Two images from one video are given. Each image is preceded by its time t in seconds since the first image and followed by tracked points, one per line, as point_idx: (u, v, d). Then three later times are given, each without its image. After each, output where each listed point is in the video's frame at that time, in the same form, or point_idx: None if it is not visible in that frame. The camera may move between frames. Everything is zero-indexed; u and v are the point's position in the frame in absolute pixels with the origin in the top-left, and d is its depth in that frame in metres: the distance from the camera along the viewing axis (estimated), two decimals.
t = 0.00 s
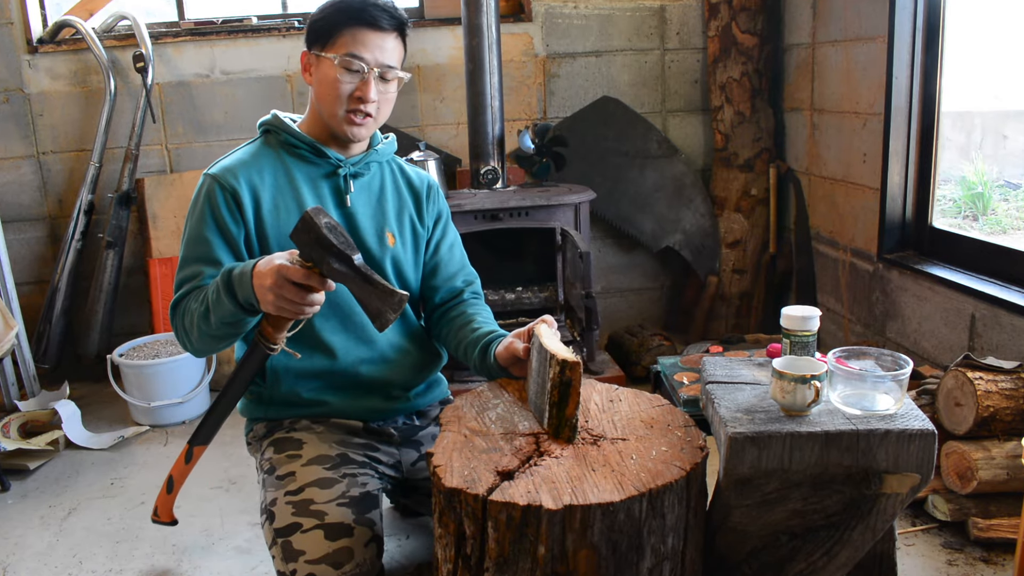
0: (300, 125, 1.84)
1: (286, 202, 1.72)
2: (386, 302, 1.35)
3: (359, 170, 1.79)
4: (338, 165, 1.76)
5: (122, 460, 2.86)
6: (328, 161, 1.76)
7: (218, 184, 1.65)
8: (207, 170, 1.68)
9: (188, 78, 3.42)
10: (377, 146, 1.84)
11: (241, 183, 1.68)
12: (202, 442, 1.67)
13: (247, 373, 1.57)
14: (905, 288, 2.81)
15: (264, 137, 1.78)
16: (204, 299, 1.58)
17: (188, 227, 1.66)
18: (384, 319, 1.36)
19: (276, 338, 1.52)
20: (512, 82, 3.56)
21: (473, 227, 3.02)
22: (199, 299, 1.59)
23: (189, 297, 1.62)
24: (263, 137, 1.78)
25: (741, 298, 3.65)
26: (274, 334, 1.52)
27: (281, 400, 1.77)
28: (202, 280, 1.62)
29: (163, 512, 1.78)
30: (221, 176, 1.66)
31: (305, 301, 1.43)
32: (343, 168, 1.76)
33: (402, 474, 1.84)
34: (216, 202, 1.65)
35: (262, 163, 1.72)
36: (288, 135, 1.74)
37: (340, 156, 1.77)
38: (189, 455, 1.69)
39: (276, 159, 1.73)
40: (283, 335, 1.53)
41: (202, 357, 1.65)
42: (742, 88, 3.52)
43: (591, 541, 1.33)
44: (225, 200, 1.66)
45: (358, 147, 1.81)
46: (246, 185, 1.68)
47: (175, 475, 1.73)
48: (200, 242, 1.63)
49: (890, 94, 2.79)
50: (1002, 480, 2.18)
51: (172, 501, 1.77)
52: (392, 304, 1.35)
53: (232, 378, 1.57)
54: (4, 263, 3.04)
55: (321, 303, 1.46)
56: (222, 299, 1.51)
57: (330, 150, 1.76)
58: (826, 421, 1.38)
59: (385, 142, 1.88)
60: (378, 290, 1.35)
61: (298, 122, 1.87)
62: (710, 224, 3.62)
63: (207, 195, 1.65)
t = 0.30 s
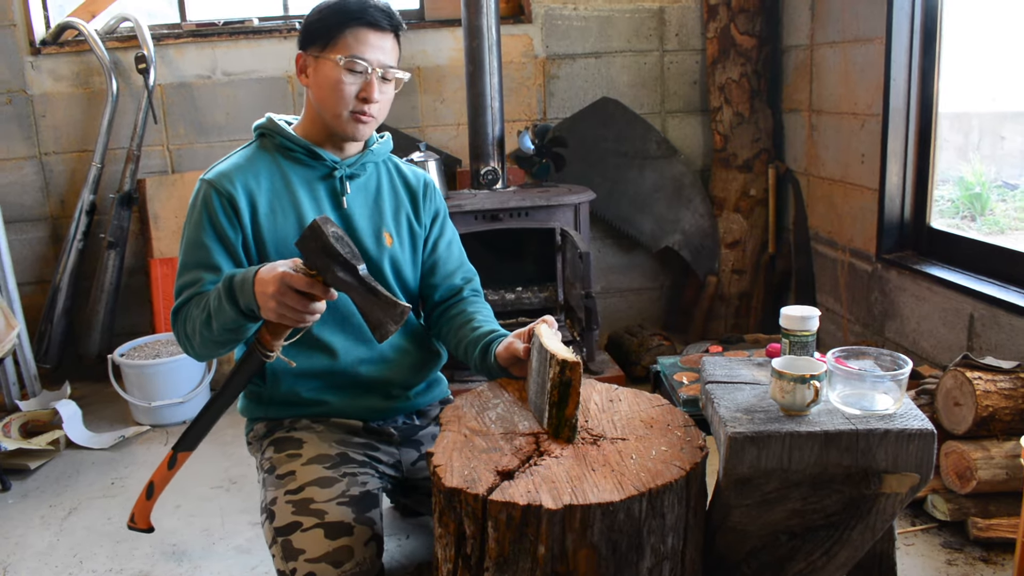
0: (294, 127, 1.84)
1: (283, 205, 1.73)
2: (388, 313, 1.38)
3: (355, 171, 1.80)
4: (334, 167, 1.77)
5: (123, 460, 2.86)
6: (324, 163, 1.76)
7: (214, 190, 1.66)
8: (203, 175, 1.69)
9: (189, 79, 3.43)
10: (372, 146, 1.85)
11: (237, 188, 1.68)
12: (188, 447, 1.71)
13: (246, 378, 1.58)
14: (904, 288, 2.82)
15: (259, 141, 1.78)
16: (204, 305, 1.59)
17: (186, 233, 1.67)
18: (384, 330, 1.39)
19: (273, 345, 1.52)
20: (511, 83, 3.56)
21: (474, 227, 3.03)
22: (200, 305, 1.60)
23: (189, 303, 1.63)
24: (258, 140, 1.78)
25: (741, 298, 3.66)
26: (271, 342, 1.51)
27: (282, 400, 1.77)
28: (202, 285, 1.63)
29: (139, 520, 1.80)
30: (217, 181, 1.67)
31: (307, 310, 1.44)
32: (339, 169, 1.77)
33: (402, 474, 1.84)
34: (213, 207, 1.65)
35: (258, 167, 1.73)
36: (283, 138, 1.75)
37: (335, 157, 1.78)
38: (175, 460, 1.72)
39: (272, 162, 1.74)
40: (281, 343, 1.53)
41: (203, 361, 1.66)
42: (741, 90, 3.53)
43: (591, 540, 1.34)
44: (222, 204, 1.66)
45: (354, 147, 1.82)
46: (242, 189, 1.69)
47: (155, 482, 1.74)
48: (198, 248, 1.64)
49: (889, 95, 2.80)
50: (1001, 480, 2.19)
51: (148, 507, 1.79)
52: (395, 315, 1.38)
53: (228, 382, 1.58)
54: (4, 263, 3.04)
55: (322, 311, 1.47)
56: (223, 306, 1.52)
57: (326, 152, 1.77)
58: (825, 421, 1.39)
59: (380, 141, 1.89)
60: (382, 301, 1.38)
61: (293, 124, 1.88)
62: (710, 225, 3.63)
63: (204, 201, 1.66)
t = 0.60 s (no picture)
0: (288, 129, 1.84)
1: (278, 207, 1.73)
2: (380, 326, 1.38)
3: (350, 171, 1.80)
4: (329, 168, 1.77)
5: (124, 460, 2.87)
6: (318, 164, 1.76)
7: (209, 194, 1.66)
8: (196, 179, 1.69)
9: (189, 79, 3.43)
10: (367, 146, 1.85)
11: (231, 191, 1.68)
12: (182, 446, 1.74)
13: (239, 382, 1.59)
14: (904, 288, 2.82)
15: (253, 143, 1.78)
16: (200, 309, 1.59)
17: (182, 238, 1.67)
18: (376, 342, 1.39)
19: (267, 351, 1.53)
20: (512, 83, 3.57)
21: (474, 227, 3.03)
22: (196, 309, 1.60)
23: (185, 306, 1.63)
24: (253, 142, 1.79)
25: (741, 298, 3.66)
26: (265, 347, 1.53)
27: (281, 400, 1.78)
28: (197, 289, 1.63)
29: (137, 508, 1.87)
30: (211, 185, 1.67)
31: (300, 319, 1.44)
32: (333, 170, 1.77)
33: (402, 473, 1.84)
34: (207, 211, 1.66)
35: (252, 169, 1.73)
36: (277, 140, 1.75)
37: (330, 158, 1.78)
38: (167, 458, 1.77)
39: (266, 164, 1.74)
40: (275, 347, 1.54)
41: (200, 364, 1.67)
42: (741, 89, 3.52)
43: (590, 540, 1.34)
44: (216, 208, 1.67)
45: (347, 149, 1.82)
46: (236, 192, 1.69)
47: (151, 476, 1.80)
48: (193, 252, 1.64)
49: (889, 95, 2.80)
50: (1000, 479, 2.18)
51: (144, 498, 1.85)
52: (387, 328, 1.37)
53: (223, 385, 1.59)
54: (5, 263, 3.05)
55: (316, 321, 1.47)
56: (219, 311, 1.53)
57: (320, 153, 1.77)
58: (825, 421, 1.39)
59: (375, 141, 1.89)
60: (375, 314, 1.37)
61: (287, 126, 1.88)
62: (710, 225, 3.63)
63: (198, 205, 1.66)
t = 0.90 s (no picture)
0: (285, 130, 1.84)
1: (275, 208, 1.73)
2: (374, 327, 1.36)
3: (348, 172, 1.80)
4: (326, 169, 1.77)
5: (123, 460, 2.87)
6: (316, 165, 1.76)
7: (206, 195, 1.66)
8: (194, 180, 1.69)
9: (189, 79, 3.43)
10: (365, 146, 1.85)
11: (228, 193, 1.68)
12: (190, 444, 1.74)
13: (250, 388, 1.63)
14: (904, 288, 2.82)
15: (251, 144, 1.78)
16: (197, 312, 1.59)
17: (179, 239, 1.67)
18: (371, 344, 1.38)
19: (266, 353, 1.53)
20: (511, 83, 3.56)
21: (474, 227, 3.03)
22: (194, 311, 1.60)
23: (183, 307, 1.63)
24: (250, 143, 1.79)
25: (741, 298, 3.66)
26: (264, 349, 1.53)
27: (281, 400, 1.78)
28: (195, 290, 1.63)
29: (148, 506, 1.86)
30: (208, 187, 1.67)
31: (295, 321, 1.44)
32: (331, 171, 1.77)
33: (402, 473, 1.84)
34: (204, 213, 1.66)
35: (249, 170, 1.73)
36: (274, 141, 1.75)
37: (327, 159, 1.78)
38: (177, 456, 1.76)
39: (263, 165, 1.74)
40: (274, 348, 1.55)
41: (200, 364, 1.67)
42: (741, 89, 3.52)
43: (591, 540, 1.34)
44: (213, 210, 1.67)
45: (345, 149, 1.82)
46: (233, 193, 1.69)
47: (161, 474, 1.80)
48: (191, 254, 1.64)
49: (889, 95, 2.80)
50: (1000, 479, 2.18)
51: (156, 496, 1.85)
52: (380, 330, 1.36)
53: (224, 388, 1.59)
54: (5, 263, 3.04)
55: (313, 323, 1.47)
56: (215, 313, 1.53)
57: (317, 154, 1.77)
58: (825, 421, 1.39)
59: (373, 141, 1.89)
60: (367, 316, 1.37)
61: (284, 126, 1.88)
62: (710, 225, 3.63)
63: (196, 207, 1.66)
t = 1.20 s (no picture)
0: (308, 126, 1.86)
1: (291, 213, 1.77)
2: (378, 349, 1.38)
3: (366, 182, 1.83)
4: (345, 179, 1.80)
5: (123, 460, 2.86)
6: (335, 174, 1.79)
7: (226, 195, 1.70)
8: (214, 177, 1.72)
9: (189, 78, 3.43)
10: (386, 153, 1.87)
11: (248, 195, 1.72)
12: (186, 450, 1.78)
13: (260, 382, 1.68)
14: (904, 288, 2.82)
15: (273, 142, 1.81)
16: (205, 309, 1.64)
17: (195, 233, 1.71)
18: (375, 365, 1.40)
19: (270, 364, 1.54)
20: (512, 83, 3.56)
21: (474, 227, 3.03)
22: (198, 308, 1.63)
23: (189, 301, 1.68)
24: (272, 140, 1.81)
25: (741, 298, 3.66)
26: (268, 360, 1.54)
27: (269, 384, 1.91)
28: (204, 288, 1.67)
29: (144, 504, 1.99)
30: (228, 187, 1.70)
31: (303, 336, 1.46)
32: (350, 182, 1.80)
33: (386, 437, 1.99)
34: (222, 212, 1.69)
35: (270, 172, 1.76)
36: (297, 145, 1.77)
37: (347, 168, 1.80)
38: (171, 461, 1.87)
39: (283, 168, 1.77)
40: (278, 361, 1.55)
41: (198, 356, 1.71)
42: (741, 89, 3.52)
43: (591, 540, 1.34)
44: (231, 209, 1.70)
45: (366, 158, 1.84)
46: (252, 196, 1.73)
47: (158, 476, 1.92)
48: (205, 251, 1.68)
49: (889, 95, 2.80)
50: (1000, 479, 2.18)
51: (152, 496, 1.97)
52: (385, 352, 1.38)
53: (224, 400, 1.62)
54: (5, 263, 3.04)
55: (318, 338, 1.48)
56: (222, 318, 1.56)
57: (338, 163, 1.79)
58: (825, 421, 1.39)
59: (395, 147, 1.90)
60: (373, 338, 1.38)
61: (306, 122, 1.89)
62: (710, 225, 3.63)
63: (215, 205, 1.70)
